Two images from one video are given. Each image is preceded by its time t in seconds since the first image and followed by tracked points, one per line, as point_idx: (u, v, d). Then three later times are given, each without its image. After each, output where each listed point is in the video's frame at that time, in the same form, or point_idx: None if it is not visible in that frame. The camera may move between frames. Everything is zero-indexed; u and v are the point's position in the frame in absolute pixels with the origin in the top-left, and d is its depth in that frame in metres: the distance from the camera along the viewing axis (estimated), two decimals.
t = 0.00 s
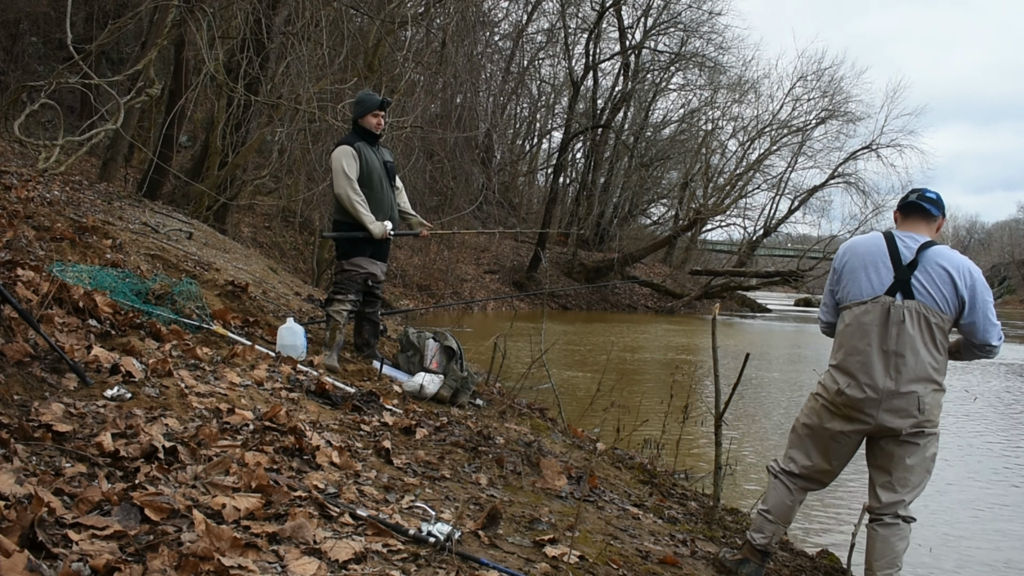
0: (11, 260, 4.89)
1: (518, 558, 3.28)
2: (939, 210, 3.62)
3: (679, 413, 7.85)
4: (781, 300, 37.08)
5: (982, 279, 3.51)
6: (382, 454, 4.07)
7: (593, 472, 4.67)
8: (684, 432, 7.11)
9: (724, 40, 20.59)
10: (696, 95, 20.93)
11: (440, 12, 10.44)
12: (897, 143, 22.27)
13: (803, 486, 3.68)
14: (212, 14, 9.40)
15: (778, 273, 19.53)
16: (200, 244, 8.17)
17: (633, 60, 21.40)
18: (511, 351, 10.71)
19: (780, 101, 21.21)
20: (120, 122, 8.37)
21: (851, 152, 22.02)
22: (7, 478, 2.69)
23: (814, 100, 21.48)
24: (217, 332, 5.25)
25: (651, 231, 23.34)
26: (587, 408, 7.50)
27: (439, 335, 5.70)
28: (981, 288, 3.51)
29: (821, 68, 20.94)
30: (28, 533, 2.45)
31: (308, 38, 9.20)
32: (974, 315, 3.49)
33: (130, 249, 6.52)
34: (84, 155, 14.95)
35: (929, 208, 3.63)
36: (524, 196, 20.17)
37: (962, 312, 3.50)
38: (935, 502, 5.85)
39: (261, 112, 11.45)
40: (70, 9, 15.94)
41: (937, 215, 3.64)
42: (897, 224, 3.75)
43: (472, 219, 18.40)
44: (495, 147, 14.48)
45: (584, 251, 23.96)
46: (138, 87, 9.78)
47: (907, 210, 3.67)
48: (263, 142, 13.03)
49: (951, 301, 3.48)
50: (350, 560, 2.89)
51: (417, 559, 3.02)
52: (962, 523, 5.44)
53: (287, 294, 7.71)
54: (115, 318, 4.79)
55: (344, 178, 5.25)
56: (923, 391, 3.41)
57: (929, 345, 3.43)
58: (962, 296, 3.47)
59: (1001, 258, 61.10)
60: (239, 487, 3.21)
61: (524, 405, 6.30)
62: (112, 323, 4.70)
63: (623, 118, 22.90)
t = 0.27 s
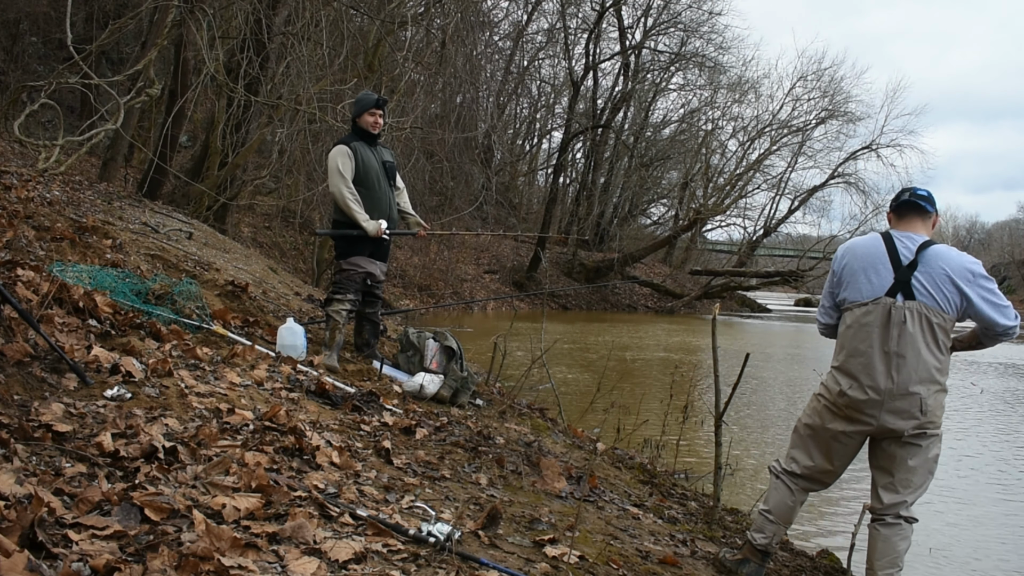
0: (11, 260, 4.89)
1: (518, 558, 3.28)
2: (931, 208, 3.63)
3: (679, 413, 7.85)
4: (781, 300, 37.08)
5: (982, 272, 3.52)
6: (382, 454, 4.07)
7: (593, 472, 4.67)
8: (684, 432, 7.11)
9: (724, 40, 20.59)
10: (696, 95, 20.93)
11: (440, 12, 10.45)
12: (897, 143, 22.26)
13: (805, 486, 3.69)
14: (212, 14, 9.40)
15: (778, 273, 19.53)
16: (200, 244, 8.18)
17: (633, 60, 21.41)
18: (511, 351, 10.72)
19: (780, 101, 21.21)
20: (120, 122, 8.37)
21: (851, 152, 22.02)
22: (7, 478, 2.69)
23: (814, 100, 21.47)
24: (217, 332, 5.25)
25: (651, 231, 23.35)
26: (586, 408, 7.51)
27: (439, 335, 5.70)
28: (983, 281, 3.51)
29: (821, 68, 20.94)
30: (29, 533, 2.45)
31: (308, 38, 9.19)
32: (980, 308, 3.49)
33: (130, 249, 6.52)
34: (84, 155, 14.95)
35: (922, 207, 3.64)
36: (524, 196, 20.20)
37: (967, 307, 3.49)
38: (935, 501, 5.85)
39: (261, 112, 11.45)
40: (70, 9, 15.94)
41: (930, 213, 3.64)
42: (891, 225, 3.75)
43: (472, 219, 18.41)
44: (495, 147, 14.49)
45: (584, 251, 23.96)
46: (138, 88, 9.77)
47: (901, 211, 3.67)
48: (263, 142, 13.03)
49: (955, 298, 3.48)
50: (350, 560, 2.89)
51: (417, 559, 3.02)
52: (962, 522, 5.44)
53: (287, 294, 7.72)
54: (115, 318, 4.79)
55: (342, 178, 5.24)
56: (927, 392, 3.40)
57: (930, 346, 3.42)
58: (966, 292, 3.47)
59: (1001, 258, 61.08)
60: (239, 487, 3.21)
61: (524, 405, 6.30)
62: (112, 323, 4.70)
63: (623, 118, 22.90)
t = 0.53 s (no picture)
0: (11, 260, 4.89)
1: (518, 558, 3.28)
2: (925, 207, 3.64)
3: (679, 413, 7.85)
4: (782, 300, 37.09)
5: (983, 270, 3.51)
6: (382, 454, 4.07)
7: (593, 472, 4.67)
8: (684, 432, 7.12)
9: (724, 40, 20.60)
10: (696, 95, 20.92)
11: (440, 12, 10.44)
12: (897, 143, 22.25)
13: (806, 487, 3.69)
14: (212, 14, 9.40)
15: (778, 273, 19.53)
16: (200, 244, 8.18)
17: (633, 60, 21.41)
18: (511, 351, 10.71)
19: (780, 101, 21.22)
20: (120, 122, 8.36)
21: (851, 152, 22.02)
22: (7, 478, 2.69)
23: (814, 100, 21.48)
24: (217, 332, 5.25)
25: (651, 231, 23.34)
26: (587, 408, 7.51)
27: (438, 335, 5.71)
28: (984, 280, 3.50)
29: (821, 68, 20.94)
30: (29, 533, 2.45)
31: (307, 38, 9.19)
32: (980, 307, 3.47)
33: (130, 249, 6.52)
34: (84, 155, 14.95)
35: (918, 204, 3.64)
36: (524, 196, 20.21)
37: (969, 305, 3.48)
38: (934, 501, 5.86)
39: (261, 112, 11.46)
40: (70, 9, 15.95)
41: (926, 210, 3.65)
42: (888, 225, 3.75)
43: (472, 219, 18.40)
44: (495, 147, 14.48)
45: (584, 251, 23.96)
46: (138, 87, 9.77)
47: (898, 210, 3.67)
48: (263, 142, 13.03)
49: (955, 294, 3.46)
50: (350, 560, 2.89)
51: (417, 559, 3.02)
52: (961, 522, 5.45)
53: (287, 294, 7.71)
54: (115, 318, 4.79)
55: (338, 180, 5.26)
56: (927, 389, 3.39)
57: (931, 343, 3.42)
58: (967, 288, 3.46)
59: (1002, 258, 61.02)
60: (239, 487, 3.21)
61: (524, 405, 6.30)
62: (112, 323, 4.70)
63: (623, 118, 22.90)
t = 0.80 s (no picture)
0: (10, 260, 4.89)
1: (518, 558, 3.28)
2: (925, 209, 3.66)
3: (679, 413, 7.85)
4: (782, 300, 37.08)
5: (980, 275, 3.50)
6: (382, 454, 4.08)
7: (593, 472, 4.67)
8: (685, 432, 7.11)
9: (724, 40, 20.59)
10: (696, 95, 20.91)
11: (440, 12, 10.44)
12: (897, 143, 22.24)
13: (807, 488, 3.68)
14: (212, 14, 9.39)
15: (778, 273, 19.53)
16: (200, 244, 8.18)
17: (633, 60, 21.41)
18: (510, 351, 10.71)
19: (780, 101, 21.22)
20: (120, 122, 8.36)
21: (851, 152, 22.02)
22: (6, 478, 2.69)
23: (814, 100, 21.47)
24: (217, 332, 5.25)
25: (651, 231, 23.33)
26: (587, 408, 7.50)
27: (438, 335, 5.70)
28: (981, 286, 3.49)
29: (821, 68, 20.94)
30: (28, 533, 2.45)
31: (307, 38, 9.19)
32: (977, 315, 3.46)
33: (130, 249, 6.52)
34: (84, 155, 14.96)
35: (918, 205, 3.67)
36: (523, 196, 20.20)
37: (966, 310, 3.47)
38: (935, 500, 5.86)
39: (261, 112, 11.46)
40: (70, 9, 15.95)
41: (926, 210, 3.67)
42: (888, 226, 3.76)
43: (472, 219, 18.40)
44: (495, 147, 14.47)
45: (584, 251, 23.96)
46: (138, 87, 9.77)
47: (899, 211, 3.69)
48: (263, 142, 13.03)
49: (954, 298, 3.46)
50: (350, 560, 2.89)
51: (417, 559, 3.02)
52: (962, 522, 5.45)
53: (287, 294, 7.71)
54: (115, 318, 4.79)
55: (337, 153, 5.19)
56: (929, 391, 3.39)
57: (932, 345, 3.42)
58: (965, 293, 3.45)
59: (1002, 258, 60.96)
60: (239, 487, 3.21)
61: (524, 405, 6.30)
62: (112, 323, 4.70)
63: (623, 118, 22.90)
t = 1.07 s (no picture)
0: (10, 260, 4.89)
1: (518, 558, 3.28)
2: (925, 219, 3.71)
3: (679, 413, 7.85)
4: (782, 300, 37.08)
5: (966, 284, 3.57)
6: (382, 454, 4.08)
7: (593, 472, 4.67)
8: (685, 432, 7.11)
9: (724, 40, 20.59)
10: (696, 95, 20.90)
11: (440, 12, 10.43)
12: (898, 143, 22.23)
13: (810, 490, 3.68)
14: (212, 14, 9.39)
15: (778, 273, 19.52)
16: (200, 244, 8.17)
17: (633, 60, 21.41)
18: (510, 351, 10.70)
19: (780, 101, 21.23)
20: (120, 122, 8.35)
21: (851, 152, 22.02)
22: (7, 478, 2.69)
23: (814, 100, 21.47)
24: (217, 332, 5.25)
25: (651, 231, 23.33)
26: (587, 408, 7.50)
27: (439, 335, 5.70)
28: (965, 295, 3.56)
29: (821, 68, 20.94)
30: (29, 533, 2.45)
31: (307, 38, 9.19)
32: (959, 320, 3.54)
33: (130, 249, 6.52)
34: (84, 155, 14.96)
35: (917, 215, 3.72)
36: (524, 196, 20.19)
37: (950, 312, 3.53)
38: (935, 500, 5.86)
39: (261, 112, 11.46)
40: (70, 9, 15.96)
41: (926, 224, 3.73)
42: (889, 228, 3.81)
43: (472, 219, 18.39)
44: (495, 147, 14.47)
45: (584, 251, 23.96)
46: (138, 87, 9.77)
47: (897, 217, 3.76)
48: (264, 142, 13.03)
49: (941, 296, 3.51)
50: (350, 560, 2.89)
51: (417, 559, 3.02)
52: (962, 522, 5.44)
53: (287, 294, 7.71)
54: (115, 318, 4.79)
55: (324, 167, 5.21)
56: (910, 379, 3.38)
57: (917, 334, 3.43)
58: (951, 296, 3.50)
59: (1002, 258, 60.94)
60: (239, 487, 3.21)
61: (524, 405, 6.30)
62: (112, 323, 4.70)
63: (623, 118, 22.90)
